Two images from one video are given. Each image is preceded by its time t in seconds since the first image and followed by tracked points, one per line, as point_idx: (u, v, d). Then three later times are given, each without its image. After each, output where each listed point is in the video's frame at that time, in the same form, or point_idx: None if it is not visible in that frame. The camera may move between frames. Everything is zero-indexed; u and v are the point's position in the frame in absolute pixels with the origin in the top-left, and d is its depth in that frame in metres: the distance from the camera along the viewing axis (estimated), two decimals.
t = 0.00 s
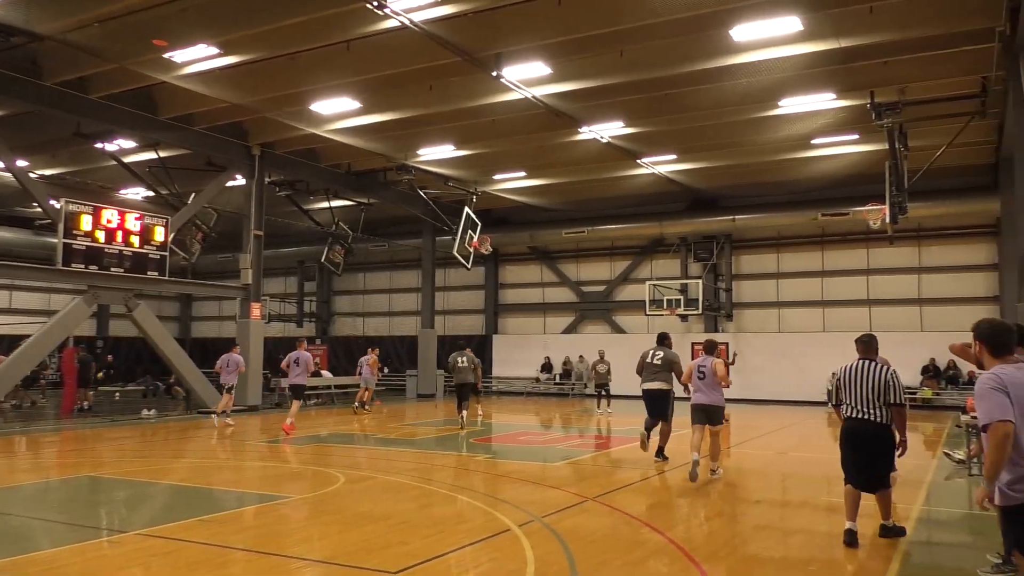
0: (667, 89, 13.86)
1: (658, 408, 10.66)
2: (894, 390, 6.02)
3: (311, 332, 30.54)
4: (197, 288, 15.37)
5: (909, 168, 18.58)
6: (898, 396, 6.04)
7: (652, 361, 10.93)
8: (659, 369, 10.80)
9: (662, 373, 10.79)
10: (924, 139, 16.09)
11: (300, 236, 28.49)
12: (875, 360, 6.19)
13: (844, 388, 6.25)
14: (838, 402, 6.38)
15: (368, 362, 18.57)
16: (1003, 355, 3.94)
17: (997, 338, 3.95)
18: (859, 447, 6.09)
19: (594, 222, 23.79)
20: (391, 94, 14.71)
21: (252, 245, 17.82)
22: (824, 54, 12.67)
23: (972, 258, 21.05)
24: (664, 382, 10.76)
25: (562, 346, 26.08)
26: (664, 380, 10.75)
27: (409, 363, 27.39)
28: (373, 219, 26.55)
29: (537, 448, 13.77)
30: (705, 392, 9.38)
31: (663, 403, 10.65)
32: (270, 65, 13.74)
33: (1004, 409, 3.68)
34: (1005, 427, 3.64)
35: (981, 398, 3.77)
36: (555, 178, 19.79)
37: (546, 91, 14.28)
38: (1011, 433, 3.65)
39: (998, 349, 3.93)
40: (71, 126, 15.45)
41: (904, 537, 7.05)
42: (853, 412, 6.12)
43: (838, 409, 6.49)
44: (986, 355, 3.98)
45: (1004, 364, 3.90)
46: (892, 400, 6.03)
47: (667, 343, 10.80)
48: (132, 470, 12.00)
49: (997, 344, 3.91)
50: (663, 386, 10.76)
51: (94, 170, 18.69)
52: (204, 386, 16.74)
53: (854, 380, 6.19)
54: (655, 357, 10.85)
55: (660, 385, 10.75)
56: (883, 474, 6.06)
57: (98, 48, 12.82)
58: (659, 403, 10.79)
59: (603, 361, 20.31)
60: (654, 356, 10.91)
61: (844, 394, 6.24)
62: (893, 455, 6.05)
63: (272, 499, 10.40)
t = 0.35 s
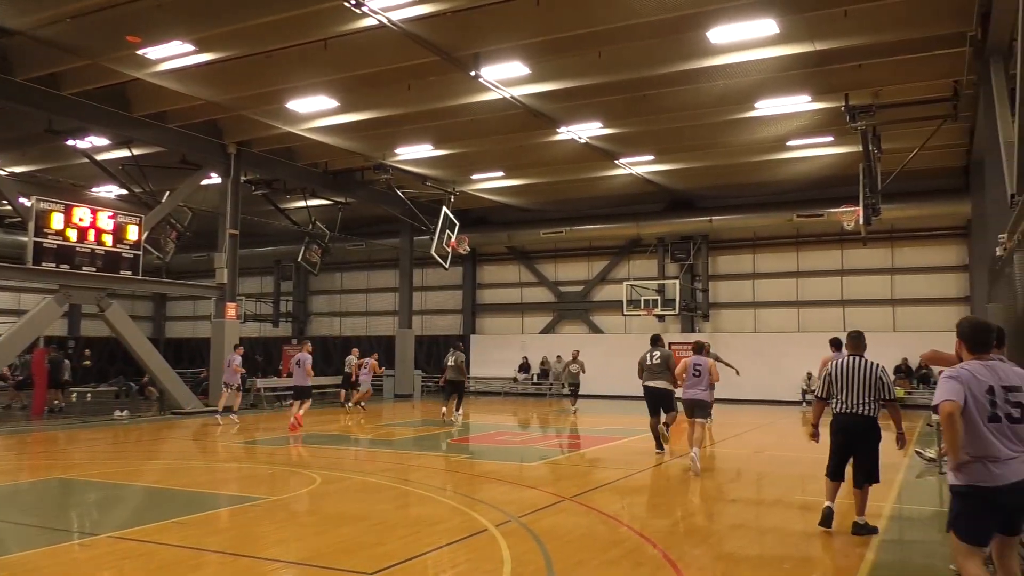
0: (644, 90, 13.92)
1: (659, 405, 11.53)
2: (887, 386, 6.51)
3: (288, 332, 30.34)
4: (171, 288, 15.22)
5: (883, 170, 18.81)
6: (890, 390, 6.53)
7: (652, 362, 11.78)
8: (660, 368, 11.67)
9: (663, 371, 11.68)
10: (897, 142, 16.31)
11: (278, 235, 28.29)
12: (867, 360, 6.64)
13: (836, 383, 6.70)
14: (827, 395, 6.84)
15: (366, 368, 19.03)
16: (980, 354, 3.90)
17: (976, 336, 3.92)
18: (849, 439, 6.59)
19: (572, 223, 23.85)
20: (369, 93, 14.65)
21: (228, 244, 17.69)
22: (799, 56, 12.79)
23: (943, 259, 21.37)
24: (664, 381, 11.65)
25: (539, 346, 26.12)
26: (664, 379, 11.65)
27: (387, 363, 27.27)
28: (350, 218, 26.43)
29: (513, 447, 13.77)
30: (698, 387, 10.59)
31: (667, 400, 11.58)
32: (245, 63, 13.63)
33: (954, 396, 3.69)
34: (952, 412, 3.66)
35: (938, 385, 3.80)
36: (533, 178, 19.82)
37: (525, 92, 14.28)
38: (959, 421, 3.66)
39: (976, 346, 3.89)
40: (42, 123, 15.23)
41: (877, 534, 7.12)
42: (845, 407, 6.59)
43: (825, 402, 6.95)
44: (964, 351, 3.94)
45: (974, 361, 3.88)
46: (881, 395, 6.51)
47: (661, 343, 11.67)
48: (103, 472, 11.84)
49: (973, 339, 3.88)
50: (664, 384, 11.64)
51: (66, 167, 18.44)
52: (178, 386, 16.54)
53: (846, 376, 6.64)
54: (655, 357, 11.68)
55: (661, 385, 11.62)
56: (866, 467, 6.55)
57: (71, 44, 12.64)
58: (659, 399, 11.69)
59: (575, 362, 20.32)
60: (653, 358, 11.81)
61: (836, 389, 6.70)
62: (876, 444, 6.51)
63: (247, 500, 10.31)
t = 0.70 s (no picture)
0: (618, 90, 13.98)
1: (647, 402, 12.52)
2: (855, 386, 6.78)
3: (259, 331, 30.09)
4: (139, 287, 15.04)
5: (852, 172, 19.08)
6: (858, 392, 6.81)
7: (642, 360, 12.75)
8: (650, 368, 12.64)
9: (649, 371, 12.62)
10: (865, 144, 16.55)
11: (251, 234, 28.04)
12: (836, 362, 6.89)
13: (808, 385, 6.94)
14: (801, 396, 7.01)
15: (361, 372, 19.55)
16: (943, 353, 4.07)
17: (942, 336, 4.08)
18: (824, 439, 6.81)
19: (546, 222, 23.89)
20: (342, 91, 14.56)
21: (198, 242, 17.52)
22: (771, 59, 12.92)
23: (910, 260, 21.73)
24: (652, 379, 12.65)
25: (512, 345, 26.16)
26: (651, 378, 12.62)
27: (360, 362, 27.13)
28: (323, 216, 26.26)
29: (485, 446, 13.76)
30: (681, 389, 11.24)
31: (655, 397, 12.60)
32: (216, 59, 13.47)
33: (895, 394, 3.98)
34: (889, 410, 3.96)
35: (889, 384, 4.08)
36: (507, 178, 19.84)
37: (499, 91, 14.27)
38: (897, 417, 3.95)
39: (938, 346, 4.08)
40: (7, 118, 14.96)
41: (845, 531, 7.20)
42: (818, 408, 6.80)
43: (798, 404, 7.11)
44: (927, 350, 4.13)
45: (934, 360, 4.07)
46: (850, 395, 6.76)
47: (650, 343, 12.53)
48: (68, 473, 11.63)
49: (932, 340, 4.07)
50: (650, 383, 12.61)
51: (32, 163, 18.14)
52: (145, 385, 16.36)
53: (818, 378, 6.88)
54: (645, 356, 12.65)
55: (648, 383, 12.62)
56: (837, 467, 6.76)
57: (38, 37, 12.40)
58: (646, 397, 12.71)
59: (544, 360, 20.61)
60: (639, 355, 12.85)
61: (808, 391, 6.92)
62: (845, 444, 6.76)
63: (217, 501, 10.19)
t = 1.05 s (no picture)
0: (599, 91, 14.03)
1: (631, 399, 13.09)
2: (827, 379, 6.89)
3: (239, 331, 29.89)
4: (117, 286, 14.90)
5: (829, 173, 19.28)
6: (831, 384, 6.91)
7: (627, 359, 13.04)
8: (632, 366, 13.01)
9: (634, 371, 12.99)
10: (843, 145, 16.71)
11: (231, 233, 27.85)
12: (807, 357, 7.05)
13: (785, 382, 7.15)
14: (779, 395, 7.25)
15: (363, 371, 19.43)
16: (895, 354, 4.32)
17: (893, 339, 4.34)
18: (802, 433, 7.04)
19: (528, 222, 23.93)
20: (323, 90, 14.51)
21: (177, 241, 17.40)
22: (751, 61, 13.01)
23: (887, 261, 21.98)
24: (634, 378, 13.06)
25: (494, 345, 26.18)
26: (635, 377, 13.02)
27: (341, 363, 27.03)
28: (304, 215, 26.14)
29: (466, 446, 13.77)
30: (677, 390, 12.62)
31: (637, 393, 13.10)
32: (195, 57, 13.37)
33: (848, 396, 4.27)
34: (843, 411, 4.26)
35: (844, 386, 4.36)
36: (488, 177, 19.85)
37: (480, 91, 14.27)
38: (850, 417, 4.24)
39: (891, 348, 4.33)
40: None
41: (823, 530, 7.25)
42: (795, 405, 7.05)
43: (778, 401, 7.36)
44: (881, 351, 4.39)
45: (886, 361, 4.34)
46: (825, 388, 6.91)
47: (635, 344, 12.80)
48: (44, 475, 11.49)
49: (883, 342, 4.33)
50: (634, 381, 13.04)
51: (7, 161, 17.90)
52: (123, 385, 16.20)
53: (791, 375, 7.08)
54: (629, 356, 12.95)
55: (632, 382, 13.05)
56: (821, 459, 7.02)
57: (14, 33, 12.24)
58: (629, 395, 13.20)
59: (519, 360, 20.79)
60: (625, 355, 13.05)
61: (785, 388, 7.15)
62: (827, 436, 6.99)
63: (195, 502, 10.12)
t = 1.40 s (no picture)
0: (594, 90, 14.05)
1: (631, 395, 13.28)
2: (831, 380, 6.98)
3: (233, 330, 29.85)
4: (111, 285, 14.88)
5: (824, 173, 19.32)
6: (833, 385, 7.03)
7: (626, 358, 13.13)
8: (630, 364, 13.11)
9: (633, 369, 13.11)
10: (837, 145, 16.77)
11: (225, 232, 27.80)
12: (807, 358, 7.13)
13: (785, 382, 7.19)
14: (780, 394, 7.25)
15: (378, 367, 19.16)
16: (872, 350, 4.70)
17: (872, 336, 4.65)
18: (803, 431, 7.16)
19: (523, 221, 23.95)
20: (318, 89, 14.50)
21: (171, 240, 17.38)
22: (745, 60, 13.03)
23: (880, 260, 22.05)
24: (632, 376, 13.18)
25: (489, 344, 26.20)
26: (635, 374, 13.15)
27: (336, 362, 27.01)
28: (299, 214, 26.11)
29: (461, 446, 13.78)
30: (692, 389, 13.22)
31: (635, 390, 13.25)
32: (190, 55, 13.35)
33: (828, 390, 4.67)
34: (823, 405, 4.66)
35: (824, 381, 4.76)
36: (483, 177, 19.86)
37: (476, 90, 14.27)
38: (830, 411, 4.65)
39: (868, 345, 4.70)
40: None
41: (819, 529, 7.26)
42: (797, 404, 7.07)
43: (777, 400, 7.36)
44: (860, 347, 4.77)
45: (863, 357, 4.72)
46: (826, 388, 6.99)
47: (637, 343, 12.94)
48: (37, 475, 11.46)
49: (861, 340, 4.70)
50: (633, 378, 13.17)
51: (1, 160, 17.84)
52: (117, 384, 16.16)
53: (792, 376, 7.12)
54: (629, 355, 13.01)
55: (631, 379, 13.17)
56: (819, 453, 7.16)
57: (8, 32, 12.19)
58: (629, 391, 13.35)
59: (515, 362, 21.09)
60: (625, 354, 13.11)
61: (785, 388, 7.19)
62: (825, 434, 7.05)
63: (190, 502, 10.10)
